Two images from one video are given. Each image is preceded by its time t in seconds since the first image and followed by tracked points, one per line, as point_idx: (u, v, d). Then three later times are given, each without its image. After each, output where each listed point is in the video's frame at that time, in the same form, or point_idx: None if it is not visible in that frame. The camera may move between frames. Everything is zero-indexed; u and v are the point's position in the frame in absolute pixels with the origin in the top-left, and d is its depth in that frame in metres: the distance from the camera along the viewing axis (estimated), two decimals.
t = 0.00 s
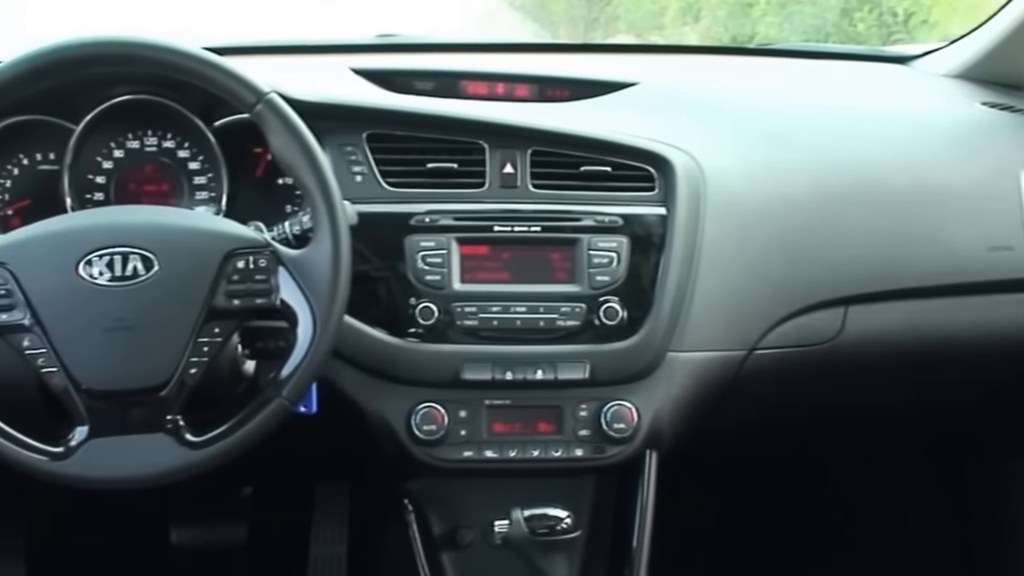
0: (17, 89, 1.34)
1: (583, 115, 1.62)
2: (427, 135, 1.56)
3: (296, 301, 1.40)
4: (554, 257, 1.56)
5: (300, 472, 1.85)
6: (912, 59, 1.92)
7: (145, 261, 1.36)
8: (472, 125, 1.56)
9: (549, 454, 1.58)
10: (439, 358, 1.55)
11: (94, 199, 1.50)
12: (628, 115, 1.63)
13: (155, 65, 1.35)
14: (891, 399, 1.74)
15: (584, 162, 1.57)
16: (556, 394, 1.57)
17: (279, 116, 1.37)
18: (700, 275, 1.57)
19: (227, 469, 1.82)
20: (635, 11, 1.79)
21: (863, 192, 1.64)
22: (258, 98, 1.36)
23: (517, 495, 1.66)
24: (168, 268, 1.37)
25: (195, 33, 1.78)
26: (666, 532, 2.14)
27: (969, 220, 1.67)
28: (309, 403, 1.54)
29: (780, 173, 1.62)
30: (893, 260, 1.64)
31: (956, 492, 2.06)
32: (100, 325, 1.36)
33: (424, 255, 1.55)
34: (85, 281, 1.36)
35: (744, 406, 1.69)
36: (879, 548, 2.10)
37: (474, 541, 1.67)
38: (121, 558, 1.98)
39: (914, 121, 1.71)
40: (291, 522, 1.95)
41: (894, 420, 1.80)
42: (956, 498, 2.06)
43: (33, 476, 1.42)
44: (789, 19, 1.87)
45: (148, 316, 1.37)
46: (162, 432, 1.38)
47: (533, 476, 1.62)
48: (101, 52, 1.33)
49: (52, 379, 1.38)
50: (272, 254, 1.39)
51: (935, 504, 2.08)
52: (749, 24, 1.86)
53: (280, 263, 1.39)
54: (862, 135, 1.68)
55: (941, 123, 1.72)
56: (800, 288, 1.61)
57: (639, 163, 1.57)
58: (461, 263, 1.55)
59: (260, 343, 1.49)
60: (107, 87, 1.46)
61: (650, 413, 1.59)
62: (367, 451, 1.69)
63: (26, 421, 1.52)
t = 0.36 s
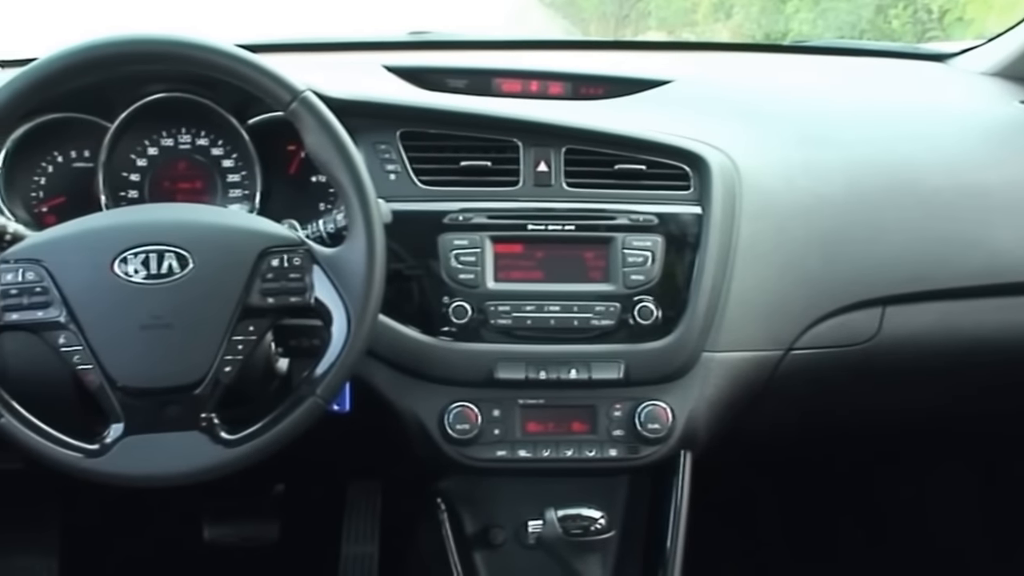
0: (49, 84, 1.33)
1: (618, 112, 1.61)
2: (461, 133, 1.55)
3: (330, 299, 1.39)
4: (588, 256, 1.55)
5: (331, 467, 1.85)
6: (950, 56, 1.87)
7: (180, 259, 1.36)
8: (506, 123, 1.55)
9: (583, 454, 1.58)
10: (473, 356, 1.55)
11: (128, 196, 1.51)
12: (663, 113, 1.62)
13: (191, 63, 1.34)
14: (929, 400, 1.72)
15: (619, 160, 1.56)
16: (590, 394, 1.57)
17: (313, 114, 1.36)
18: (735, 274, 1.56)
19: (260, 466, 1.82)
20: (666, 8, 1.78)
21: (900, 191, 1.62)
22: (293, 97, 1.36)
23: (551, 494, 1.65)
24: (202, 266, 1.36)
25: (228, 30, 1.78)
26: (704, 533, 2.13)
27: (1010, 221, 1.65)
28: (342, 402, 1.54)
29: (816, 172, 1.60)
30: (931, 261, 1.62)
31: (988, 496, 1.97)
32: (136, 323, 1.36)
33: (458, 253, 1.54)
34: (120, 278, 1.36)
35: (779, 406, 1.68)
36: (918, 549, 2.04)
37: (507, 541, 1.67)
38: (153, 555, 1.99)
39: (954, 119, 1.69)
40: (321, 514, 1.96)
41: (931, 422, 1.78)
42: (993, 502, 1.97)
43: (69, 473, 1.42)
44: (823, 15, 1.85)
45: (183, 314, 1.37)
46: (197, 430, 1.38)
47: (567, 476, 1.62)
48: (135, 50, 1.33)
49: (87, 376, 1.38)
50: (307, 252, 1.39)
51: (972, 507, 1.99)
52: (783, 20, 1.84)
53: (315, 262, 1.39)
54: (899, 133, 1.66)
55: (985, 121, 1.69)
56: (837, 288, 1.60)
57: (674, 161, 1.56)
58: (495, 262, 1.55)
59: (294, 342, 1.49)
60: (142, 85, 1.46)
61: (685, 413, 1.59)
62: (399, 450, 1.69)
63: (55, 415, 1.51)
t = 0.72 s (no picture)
0: (86, 82, 1.32)
1: (656, 110, 1.59)
2: (497, 132, 1.54)
3: (365, 299, 1.38)
4: (626, 256, 1.53)
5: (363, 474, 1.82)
6: (992, 55, 1.82)
7: (215, 258, 1.35)
8: (543, 121, 1.53)
9: (619, 456, 1.56)
10: (508, 357, 1.53)
11: (161, 194, 1.50)
12: (702, 112, 1.60)
13: (229, 61, 1.33)
14: (971, 404, 1.69)
15: (657, 159, 1.55)
16: (627, 396, 1.55)
17: (349, 112, 1.34)
18: (775, 276, 1.54)
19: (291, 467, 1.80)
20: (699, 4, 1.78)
21: (944, 192, 1.60)
22: (329, 95, 1.34)
23: (587, 497, 1.64)
24: (238, 265, 1.35)
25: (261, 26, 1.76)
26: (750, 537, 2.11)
27: None
28: (376, 403, 1.53)
29: (858, 171, 1.58)
30: (974, 263, 1.60)
31: None
32: (170, 322, 1.35)
33: (493, 253, 1.53)
34: (155, 277, 1.35)
35: (819, 410, 1.66)
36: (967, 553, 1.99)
37: (541, 543, 1.65)
38: (181, 556, 1.97)
39: (999, 119, 1.66)
40: (348, 515, 1.94)
41: (973, 426, 1.75)
42: None
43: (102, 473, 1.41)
44: (861, 11, 1.83)
45: (218, 313, 1.36)
46: (231, 430, 1.37)
47: (603, 478, 1.60)
48: (172, 48, 1.32)
49: (122, 375, 1.37)
50: (342, 251, 1.37)
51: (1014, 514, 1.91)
52: (820, 16, 1.80)
53: (350, 261, 1.37)
54: (942, 132, 1.64)
55: None
56: (878, 290, 1.58)
57: (714, 161, 1.54)
58: (531, 262, 1.53)
59: (327, 341, 1.48)
60: (177, 81, 1.45)
61: (723, 415, 1.57)
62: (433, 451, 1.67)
63: (86, 413, 1.50)
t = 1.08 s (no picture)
0: (118, 79, 1.31)
1: (691, 108, 1.57)
2: (532, 129, 1.53)
3: (398, 299, 1.36)
4: (661, 256, 1.51)
5: (392, 475, 1.81)
6: None
7: (248, 256, 1.34)
8: (577, 119, 1.52)
9: (653, 459, 1.54)
10: (541, 358, 1.52)
11: (193, 191, 1.49)
12: (738, 110, 1.58)
13: (264, 58, 1.31)
14: (1011, 409, 1.66)
15: (693, 158, 1.53)
16: (661, 398, 1.53)
17: (383, 110, 1.32)
18: (813, 277, 1.52)
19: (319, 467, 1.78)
20: None
21: (985, 192, 1.57)
22: (362, 92, 1.32)
23: (621, 500, 1.61)
24: (270, 263, 1.34)
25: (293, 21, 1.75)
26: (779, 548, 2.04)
27: None
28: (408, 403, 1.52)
29: (898, 171, 1.56)
30: (1016, 265, 1.57)
31: None
32: (202, 320, 1.34)
33: (526, 252, 1.51)
34: (186, 276, 1.33)
35: (856, 414, 1.63)
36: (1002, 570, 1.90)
37: (572, 546, 1.64)
38: (207, 555, 1.96)
39: None
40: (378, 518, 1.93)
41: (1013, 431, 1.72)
42: None
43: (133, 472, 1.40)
44: (895, 7, 1.82)
45: (250, 312, 1.34)
46: (263, 430, 1.36)
47: (636, 481, 1.58)
48: (206, 45, 1.30)
49: (153, 374, 1.36)
50: (374, 250, 1.35)
51: None
52: (853, 11, 1.80)
53: (383, 260, 1.36)
54: (984, 132, 1.61)
55: None
56: (918, 292, 1.55)
57: (752, 159, 1.53)
58: (564, 261, 1.51)
59: (359, 341, 1.45)
60: (208, 78, 1.44)
61: (759, 418, 1.54)
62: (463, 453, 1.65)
63: (116, 412, 1.50)
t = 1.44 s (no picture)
0: (148, 74, 1.29)
1: (725, 106, 1.55)
2: (563, 127, 1.51)
3: (428, 298, 1.34)
4: (693, 256, 1.49)
5: (418, 475, 1.79)
6: None
7: (277, 254, 1.32)
8: (609, 117, 1.50)
9: (684, 462, 1.52)
10: (570, 358, 1.50)
11: (220, 187, 1.47)
12: (772, 108, 1.56)
13: (296, 55, 1.30)
14: None
15: (727, 157, 1.51)
16: (693, 400, 1.51)
17: (415, 107, 1.31)
18: (848, 277, 1.50)
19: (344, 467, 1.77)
20: None
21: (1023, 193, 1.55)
22: (394, 88, 1.30)
23: (651, 502, 1.60)
24: (299, 261, 1.32)
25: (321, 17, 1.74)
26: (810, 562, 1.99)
27: None
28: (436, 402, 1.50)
29: (935, 171, 1.53)
30: None
31: None
32: (230, 318, 1.33)
33: (557, 251, 1.49)
34: (215, 273, 1.32)
35: (890, 417, 1.61)
36: None
37: (600, 549, 1.62)
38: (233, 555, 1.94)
39: None
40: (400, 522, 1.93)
41: None
42: None
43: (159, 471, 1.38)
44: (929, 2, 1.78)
45: (278, 310, 1.33)
46: (291, 429, 1.35)
47: (667, 483, 1.56)
48: (238, 41, 1.29)
49: (181, 372, 1.35)
50: (404, 248, 1.34)
51: None
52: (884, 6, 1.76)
53: (413, 259, 1.34)
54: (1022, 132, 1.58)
55: None
56: (954, 294, 1.53)
57: (787, 158, 1.51)
58: (595, 261, 1.49)
59: (387, 339, 1.44)
60: (237, 74, 1.42)
61: (792, 421, 1.52)
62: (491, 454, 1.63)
63: (143, 413, 1.47)
